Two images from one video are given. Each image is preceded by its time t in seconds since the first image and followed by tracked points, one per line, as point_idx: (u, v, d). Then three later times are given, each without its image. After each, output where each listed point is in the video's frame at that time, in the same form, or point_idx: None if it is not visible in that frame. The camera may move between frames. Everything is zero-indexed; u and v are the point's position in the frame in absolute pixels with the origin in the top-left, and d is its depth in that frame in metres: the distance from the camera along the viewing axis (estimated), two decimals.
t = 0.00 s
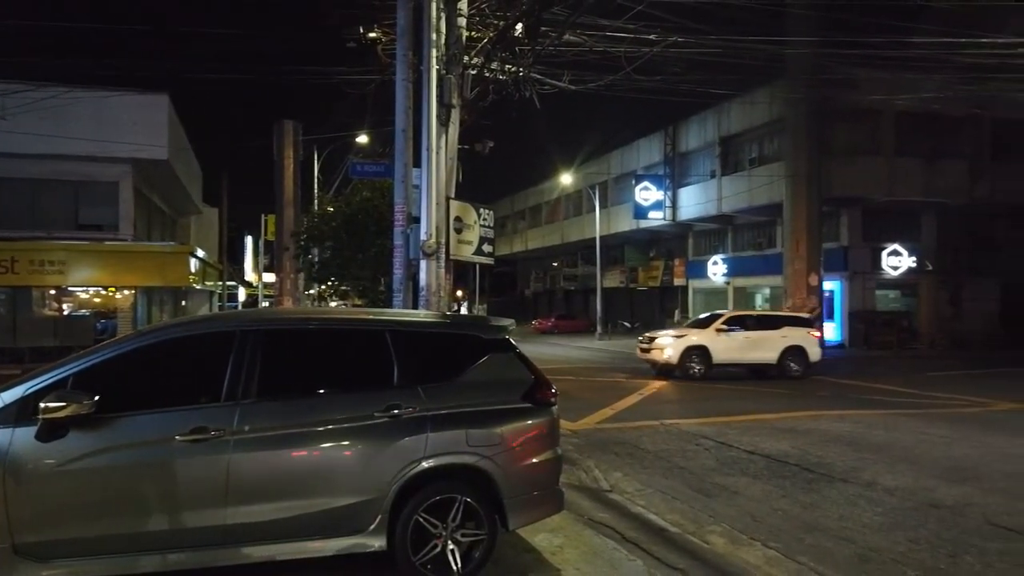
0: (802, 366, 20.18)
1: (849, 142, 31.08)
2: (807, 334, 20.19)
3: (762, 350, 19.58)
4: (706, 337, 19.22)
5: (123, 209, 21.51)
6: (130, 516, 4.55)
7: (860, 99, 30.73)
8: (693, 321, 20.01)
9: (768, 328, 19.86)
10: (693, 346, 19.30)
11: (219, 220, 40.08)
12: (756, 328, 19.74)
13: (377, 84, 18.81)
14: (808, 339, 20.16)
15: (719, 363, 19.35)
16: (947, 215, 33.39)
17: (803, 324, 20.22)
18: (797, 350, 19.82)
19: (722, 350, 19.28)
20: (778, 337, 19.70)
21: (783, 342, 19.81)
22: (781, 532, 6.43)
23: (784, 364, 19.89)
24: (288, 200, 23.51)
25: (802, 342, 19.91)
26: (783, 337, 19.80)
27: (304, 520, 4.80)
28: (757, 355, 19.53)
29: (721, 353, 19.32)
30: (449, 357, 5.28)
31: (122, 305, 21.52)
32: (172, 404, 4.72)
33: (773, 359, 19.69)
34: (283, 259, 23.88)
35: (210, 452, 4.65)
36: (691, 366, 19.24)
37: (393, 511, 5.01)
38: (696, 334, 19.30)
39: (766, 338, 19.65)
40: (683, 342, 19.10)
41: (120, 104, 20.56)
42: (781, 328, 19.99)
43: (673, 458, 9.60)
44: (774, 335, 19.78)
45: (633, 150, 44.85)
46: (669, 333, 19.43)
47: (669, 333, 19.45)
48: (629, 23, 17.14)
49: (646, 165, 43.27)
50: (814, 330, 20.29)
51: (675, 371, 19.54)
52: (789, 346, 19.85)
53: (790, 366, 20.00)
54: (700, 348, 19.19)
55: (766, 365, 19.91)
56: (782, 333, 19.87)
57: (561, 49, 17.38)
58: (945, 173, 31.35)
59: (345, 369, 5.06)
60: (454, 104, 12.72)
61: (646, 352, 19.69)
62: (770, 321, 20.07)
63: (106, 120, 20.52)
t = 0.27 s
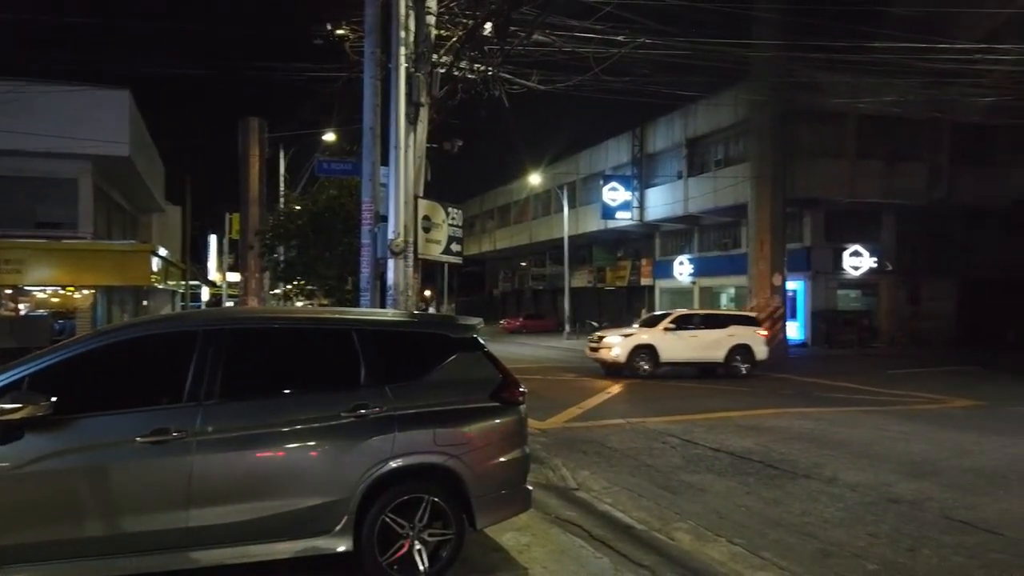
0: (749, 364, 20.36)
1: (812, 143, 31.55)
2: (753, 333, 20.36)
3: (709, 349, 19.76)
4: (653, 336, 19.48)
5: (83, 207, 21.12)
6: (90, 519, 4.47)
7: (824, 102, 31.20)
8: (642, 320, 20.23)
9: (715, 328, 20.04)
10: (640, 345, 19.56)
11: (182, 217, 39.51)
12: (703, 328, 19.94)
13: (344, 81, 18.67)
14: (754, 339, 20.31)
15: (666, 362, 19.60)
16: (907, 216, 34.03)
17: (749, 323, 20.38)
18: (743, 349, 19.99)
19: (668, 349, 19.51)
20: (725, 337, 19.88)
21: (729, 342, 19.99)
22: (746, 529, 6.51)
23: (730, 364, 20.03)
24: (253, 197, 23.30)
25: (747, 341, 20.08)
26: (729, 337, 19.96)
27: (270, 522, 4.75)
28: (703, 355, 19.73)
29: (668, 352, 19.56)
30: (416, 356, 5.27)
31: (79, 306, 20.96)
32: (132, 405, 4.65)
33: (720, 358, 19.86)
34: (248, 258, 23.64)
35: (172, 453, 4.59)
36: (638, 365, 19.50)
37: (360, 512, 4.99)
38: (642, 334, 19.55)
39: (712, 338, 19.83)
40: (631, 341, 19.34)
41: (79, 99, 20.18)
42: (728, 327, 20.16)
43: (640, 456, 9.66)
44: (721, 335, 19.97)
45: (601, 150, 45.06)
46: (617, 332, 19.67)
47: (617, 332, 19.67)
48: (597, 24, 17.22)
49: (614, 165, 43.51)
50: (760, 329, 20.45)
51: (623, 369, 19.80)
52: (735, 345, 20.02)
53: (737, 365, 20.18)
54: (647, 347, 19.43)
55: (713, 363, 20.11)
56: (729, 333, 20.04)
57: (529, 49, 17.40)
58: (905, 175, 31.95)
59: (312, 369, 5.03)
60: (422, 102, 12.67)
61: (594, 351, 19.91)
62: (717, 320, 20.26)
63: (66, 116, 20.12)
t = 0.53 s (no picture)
0: (695, 364, 20.53)
1: (773, 145, 31.99)
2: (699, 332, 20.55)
3: (653, 348, 19.89)
4: (598, 335, 19.55)
5: (36, 203, 20.65)
6: (41, 525, 4.38)
7: (784, 104, 31.63)
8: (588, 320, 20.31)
9: (661, 327, 20.22)
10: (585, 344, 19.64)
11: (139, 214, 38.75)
12: (648, 327, 20.08)
13: (306, 77, 18.49)
14: (700, 337, 20.51)
15: (611, 361, 19.70)
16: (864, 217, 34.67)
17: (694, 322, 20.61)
18: (689, 348, 20.15)
19: (613, 348, 19.62)
20: (669, 336, 20.04)
21: (675, 340, 20.16)
22: (706, 524, 6.59)
23: (676, 362, 20.18)
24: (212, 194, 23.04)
25: (693, 340, 20.28)
26: (674, 336, 20.15)
27: (228, 523, 4.69)
28: (648, 353, 19.85)
29: (613, 351, 19.65)
30: (381, 355, 5.25)
31: (33, 305, 20.39)
32: (87, 407, 4.56)
33: (665, 357, 20.01)
34: (208, 256, 23.32)
35: (128, 455, 4.51)
36: (583, 364, 19.54)
37: (323, 513, 4.95)
38: (587, 332, 19.63)
39: (657, 337, 20.00)
40: (576, 340, 19.37)
41: (33, 92, 19.73)
42: (673, 326, 20.36)
43: (603, 454, 9.73)
44: (666, 334, 20.12)
45: (566, 150, 45.19)
46: (562, 331, 19.70)
47: (562, 331, 19.69)
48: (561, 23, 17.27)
49: (579, 165, 43.68)
50: (705, 328, 20.68)
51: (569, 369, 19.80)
52: (680, 344, 20.19)
53: (682, 364, 20.33)
54: (592, 345, 19.52)
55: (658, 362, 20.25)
56: (674, 332, 20.21)
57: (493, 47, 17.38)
58: (861, 177, 32.56)
59: (273, 368, 4.98)
60: (387, 99, 12.59)
61: (540, 350, 19.89)
62: (662, 319, 20.42)
63: (19, 109, 19.64)
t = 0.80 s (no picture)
0: (641, 363, 20.67)
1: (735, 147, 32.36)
2: (646, 333, 20.70)
3: (601, 348, 19.96)
4: (545, 336, 19.51)
5: None
6: None
7: (747, 106, 32.03)
8: (535, 320, 20.26)
9: (608, 327, 20.30)
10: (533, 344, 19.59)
11: (97, 213, 37.95)
12: (595, 327, 20.14)
13: (270, 75, 18.29)
14: (647, 338, 20.66)
15: (559, 361, 19.70)
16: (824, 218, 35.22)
17: (641, 323, 20.76)
18: (637, 348, 20.27)
19: (561, 348, 19.61)
20: (616, 336, 20.14)
21: (622, 340, 20.27)
22: (670, 522, 6.66)
23: (624, 362, 20.28)
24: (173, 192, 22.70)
25: (641, 340, 20.43)
26: (621, 336, 20.26)
27: (190, 527, 4.64)
28: (595, 353, 19.90)
29: (560, 352, 19.64)
30: (345, 355, 5.22)
31: None
32: (44, 410, 4.48)
33: (612, 357, 20.09)
34: (169, 256, 22.96)
35: (86, 459, 4.44)
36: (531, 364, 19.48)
37: (287, 516, 4.90)
38: (535, 333, 19.57)
39: (604, 337, 20.09)
40: (523, 340, 19.30)
41: None
42: (620, 326, 20.47)
43: (568, 454, 9.77)
44: (614, 334, 20.22)
45: (532, 150, 45.27)
46: (510, 331, 19.58)
47: (510, 331, 19.58)
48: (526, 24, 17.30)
49: (545, 165, 43.79)
50: (652, 328, 20.84)
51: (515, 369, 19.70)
52: (628, 344, 20.30)
53: (630, 364, 20.43)
54: (540, 346, 19.47)
55: (605, 362, 20.32)
56: (621, 332, 20.32)
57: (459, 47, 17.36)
58: (822, 178, 33.07)
59: (236, 369, 4.93)
60: (352, 98, 12.51)
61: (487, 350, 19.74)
62: (610, 320, 20.51)
63: None
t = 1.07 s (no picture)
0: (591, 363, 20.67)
1: (698, 150, 32.71)
2: (595, 332, 20.70)
3: (549, 349, 19.90)
4: (492, 337, 19.33)
5: None
6: None
7: (710, 109, 32.39)
8: (482, 320, 20.08)
9: (556, 327, 20.23)
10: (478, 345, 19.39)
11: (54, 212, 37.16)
12: (543, 328, 20.04)
13: (232, 73, 18.08)
14: (596, 337, 20.66)
15: (507, 363, 19.56)
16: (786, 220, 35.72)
17: (591, 322, 20.76)
18: (585, 348, 20.28)
19: (507, 350, 19.47)
20: (564, 336, 20.10)
21: (570, 341, 20.23)
22: (634, 520, 6.71)
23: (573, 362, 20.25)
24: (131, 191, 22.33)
25: (590, 339, 20.43)
26: (569, 336, 20.22)
27: (149, 531, 4.57)
28: (543, 354, 19.81)
29: (507, 353, 19.49)
30: (307, 356, 5.19)
31: None
32: None
33: (560, 357, 20.04)
34: (127, 256, 22.58)
35: (41, 463, 4.34)
36: (477, 366, 19.29)
37: (248, 519, 4.85)
38: (481, 334, 19.37)
39: (552, 338, 20.02)
40: (469, 342, 19.09)
41: None
42: (569, 326, 20.42)
43: (535, 454, 9.79)
44: (562, 334, 20.17)
45: (498, 151, 45.30)
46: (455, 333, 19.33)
47: (455, 333, 19.35)
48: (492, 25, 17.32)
49: (511, 167, 43.85)
50: (601, 328, 20.85)
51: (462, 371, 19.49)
52: (576, 344, 20.28)
53: (578, 364, 20.42)
54: (486, 347, 19.28)
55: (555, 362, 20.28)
56: (570, 332, 20.28)
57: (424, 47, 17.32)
58: (784, 180, 33.54)
59: (197, 371, 4.87)
60: (316, 97, 12.40)
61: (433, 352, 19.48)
62: (559, 320, 20.45)
63: None
